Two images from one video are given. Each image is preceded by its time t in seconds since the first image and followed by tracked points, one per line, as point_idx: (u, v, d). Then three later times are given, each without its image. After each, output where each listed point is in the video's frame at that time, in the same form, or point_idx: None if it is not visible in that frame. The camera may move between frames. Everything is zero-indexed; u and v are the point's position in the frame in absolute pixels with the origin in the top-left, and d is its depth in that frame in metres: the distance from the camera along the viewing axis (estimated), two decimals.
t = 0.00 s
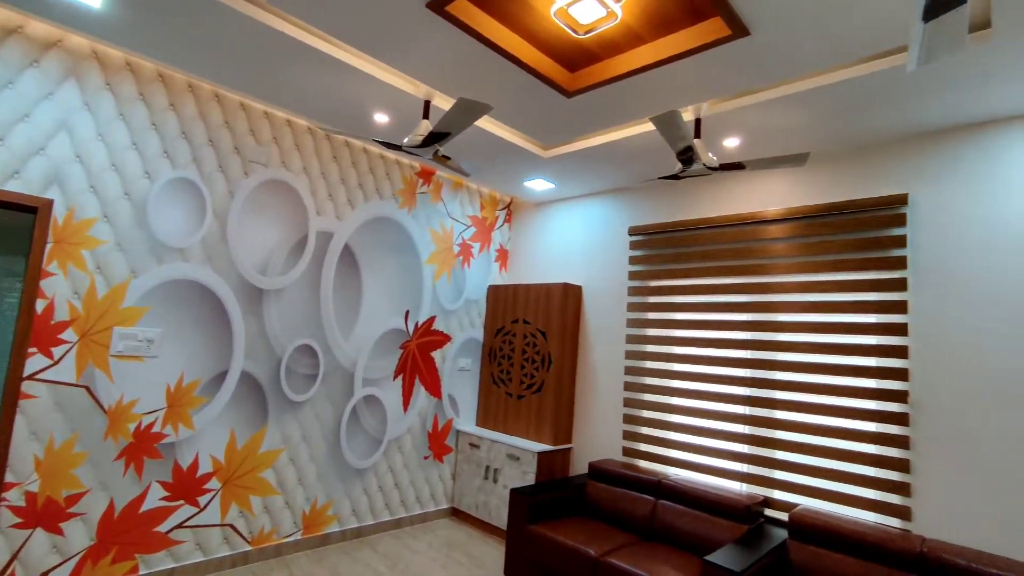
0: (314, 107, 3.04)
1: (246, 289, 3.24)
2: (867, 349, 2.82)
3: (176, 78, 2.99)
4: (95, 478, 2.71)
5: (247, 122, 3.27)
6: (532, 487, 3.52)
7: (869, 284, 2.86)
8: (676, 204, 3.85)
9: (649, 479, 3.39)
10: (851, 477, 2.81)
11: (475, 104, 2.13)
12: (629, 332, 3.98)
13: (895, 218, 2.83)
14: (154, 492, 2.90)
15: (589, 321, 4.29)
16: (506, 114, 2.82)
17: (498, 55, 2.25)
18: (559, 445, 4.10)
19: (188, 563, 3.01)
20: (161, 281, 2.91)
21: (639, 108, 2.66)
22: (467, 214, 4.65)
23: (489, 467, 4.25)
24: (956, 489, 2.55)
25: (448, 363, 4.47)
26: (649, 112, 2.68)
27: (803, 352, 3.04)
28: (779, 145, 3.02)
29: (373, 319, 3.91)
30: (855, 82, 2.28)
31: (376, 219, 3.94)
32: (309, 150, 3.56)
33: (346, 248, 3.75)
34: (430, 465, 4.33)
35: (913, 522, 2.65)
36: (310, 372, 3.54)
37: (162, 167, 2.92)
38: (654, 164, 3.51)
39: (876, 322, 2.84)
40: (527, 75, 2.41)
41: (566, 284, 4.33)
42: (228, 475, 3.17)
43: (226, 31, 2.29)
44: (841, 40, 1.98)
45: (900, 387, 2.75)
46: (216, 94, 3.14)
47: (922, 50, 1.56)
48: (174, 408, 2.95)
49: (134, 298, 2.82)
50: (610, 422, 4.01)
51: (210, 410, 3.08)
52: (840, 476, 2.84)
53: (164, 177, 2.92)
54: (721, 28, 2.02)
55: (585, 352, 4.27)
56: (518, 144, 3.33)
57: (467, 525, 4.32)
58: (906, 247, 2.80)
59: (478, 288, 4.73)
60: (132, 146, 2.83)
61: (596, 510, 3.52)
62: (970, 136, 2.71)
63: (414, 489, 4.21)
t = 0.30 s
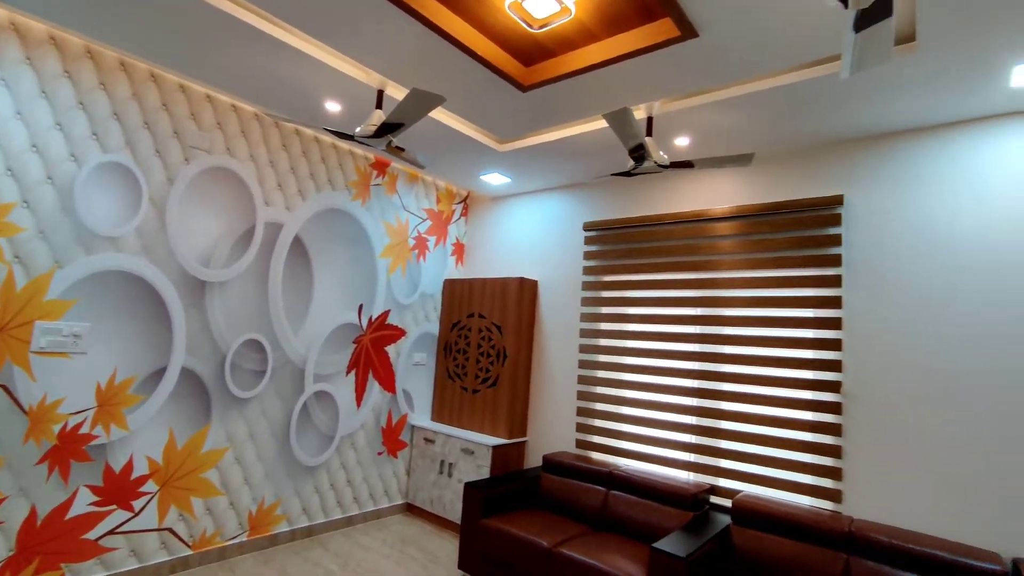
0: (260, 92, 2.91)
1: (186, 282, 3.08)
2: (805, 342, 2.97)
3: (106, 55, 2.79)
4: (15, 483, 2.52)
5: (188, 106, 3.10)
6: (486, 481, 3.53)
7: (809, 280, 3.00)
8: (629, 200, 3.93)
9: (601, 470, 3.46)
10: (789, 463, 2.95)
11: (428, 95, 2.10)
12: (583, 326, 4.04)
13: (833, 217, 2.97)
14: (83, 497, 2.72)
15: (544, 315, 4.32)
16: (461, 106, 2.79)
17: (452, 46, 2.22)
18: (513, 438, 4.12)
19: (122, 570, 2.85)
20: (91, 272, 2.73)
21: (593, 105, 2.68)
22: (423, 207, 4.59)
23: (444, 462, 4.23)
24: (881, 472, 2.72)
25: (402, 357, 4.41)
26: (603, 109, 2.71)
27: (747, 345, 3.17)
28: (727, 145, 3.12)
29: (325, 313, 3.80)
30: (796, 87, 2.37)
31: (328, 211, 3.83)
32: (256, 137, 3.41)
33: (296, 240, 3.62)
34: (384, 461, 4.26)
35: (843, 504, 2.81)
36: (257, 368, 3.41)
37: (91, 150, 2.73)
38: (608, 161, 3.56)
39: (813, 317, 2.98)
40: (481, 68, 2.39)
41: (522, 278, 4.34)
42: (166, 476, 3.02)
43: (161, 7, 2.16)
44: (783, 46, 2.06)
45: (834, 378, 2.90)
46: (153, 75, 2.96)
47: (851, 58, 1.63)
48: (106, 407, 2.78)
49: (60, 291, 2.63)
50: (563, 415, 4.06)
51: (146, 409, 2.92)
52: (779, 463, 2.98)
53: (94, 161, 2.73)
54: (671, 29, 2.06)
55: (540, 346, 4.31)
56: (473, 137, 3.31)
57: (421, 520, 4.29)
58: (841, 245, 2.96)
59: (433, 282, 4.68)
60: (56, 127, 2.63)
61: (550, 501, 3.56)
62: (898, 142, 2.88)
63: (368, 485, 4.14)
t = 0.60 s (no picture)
0: (202, 75, 2.76)
1: (120, 274, 2.90)
2: (749, 336, 3.09)
3: (27, 27, 2.58)
4: None
5: (121, 87, 2.91)
6: (441, 476, 3.51)
7: (753, 276, 3.13)
8: (584, 196, 3.97)
9: (555, 462, 3.50)
10: (734, 452, 3.07)
11: (381, 84, 2.05)
12: (539, 321, 4.07)
13: (777, 216, 3.10)
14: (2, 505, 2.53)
15: (500, 310, 4.32)
16: (416, 97, 2.74)
17: (405, 35, 2.17)
18: (469, 432, 4.11)
19: None
20: (10, 263, 2.53)
21: (549, 101, 2.69)
22: (378, 199, 4.49)
23: (398, 458, 4.18)
24: (817, 459, 2.87)
25: (356, 353, 4.32)
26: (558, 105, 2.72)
27: (696, 338, 3.27)
28: (678, 144, 3.20)
29: (273, 307, 3.67)
30: (742, 90, 2.45)
31: (277, 201, 3.69)
32: (198, 122, 3.24)
33: (242, 231, 3.47)
34: (336, 458, 4.18)
35: (782, 490, 2.94)
36: (200, 364, 3.26)
37: (9, 131, 2.53)
38: (564, 156, 3.59)
39: (757, 311, 3.11)
40: (436, 59, 2.35)
41: (478, 272, 4.33)
42: (98, 480, 2.85)
43: None
44: (731, 50, 2.13)
45: (775, 370, 3.03)
46: (81, 52, 2.76)
47: (791, 61, 1.69)
48: (28, 408, 2.59)
49: None
50: (519, 408, 4.08)
51: (74, 409, 2.74)
52: (725, 452, 3.09)
53: (13, 143, 2.53)
54: (623, 28, 2.08)
55: (496, 341, 4.31)
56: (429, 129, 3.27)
57: (375, 517, 4.24)
58: (783, 243, 3.09)
59: (388, 276, 4.60)
60: None
61: (505, 494, 3.58)
62: (837, 144, 3.01)
63: (319, 483, 4.04)
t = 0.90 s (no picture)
0: (137, 54, 2.60)
1: (45, 265, 2.71)
2: (697, 329, 3.20)
3: None
4: None
5: (45, 63, 2.70)
6: (395, 471, 3.47)
7: (702, 271, 3.23)
8: (540, 190, 3.99)
9: (510, 455, 3.53)
10: (682, 441, 3.17)
11: (332, 71, 1.99)
12: (495, 314, 4.07)
13: (725, 213, 3.21)
14: None
15: (457, 303, 4.30)
16: (368, 85, 2.67)
17: (357, 21, 2.11)
18: (424, 426, 4.09)
19: None
20: None
21: (504, 94, 2.68)
22: (331, 189, 4.37)
23: (352, 454, 4.11)
24: (759, 446, 3.00)
25: (308, 347, 4.20)
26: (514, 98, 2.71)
27: (648, 331, 3.35)
28: (632, 140, 3.26)
29: (219, 300, 3.52)
30: (692, 90, 2.52)
31: (222, 189, 3.53)
32: (133, 104, 3.05)
33: (183, 220, 3.31)
34: (287, 455, 4.06)
35: (727, 476, 3.06)
36: (137, 361, 3.09)
37: None
38: (520, 150, 3.60)
39: (705, 305, 3.21)
40: (389, 47, 2.30)
41: (434, 266, 4.29)
42: (21, 486, 2.66)
43: None
44: (681, 50, 2.18)
45: (721, 361, 3.15)
46: None
47: (737, 61, 1.74)
48: None
49: None
50: (475, 402, 4.08)
51: None
52: (674, 441, 3.19)
53: None
54: (576, 24, 2.10)
55: (452, 335, 4.29)
56: (383, 119, 3.20)
57: (329, 515, 4.16)
58: (730, 239, 3.20)
59: (342, 269, 4.50)
60: None
61: (460, 488, 3.58)
62: (781, 145, 3.14)
63: (269, 482, 3.93)
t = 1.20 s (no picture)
0: (68, 31, 2.44)
1: None
2: (652, 321, 3.28)
3: None
4: None
5: None
6: (352, 466, 3.41)
7: (657, 264, 3.31)
8: (500, 183, 3.99)
9: (469, 447, 3.53)
10: (637, 430, 3.25)
11: (281, 56, 1.93)
12: (454, 307, 4.06)
13: (679, 208, 3.29)
14: None
15: (416, 296, 4.26)
16: (322, 72, 2.60)
17: (308, 5, 2.04)
18: (383, 421, 4.04)
19: None
20: None
21: (462, 86, 2.66)
22: (285, 179, 4.24)
23: (308, 450, 4.02)
24: (709, 434, 3.11)
25: (261, 342, 4.07)
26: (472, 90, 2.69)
27: (605, 324, 3.42)
28: (590, 135, 3.30)
29: (163, 294, 3.36)
30: (647, 86, 2.57)
31: (165, 177, 3.37)
32: (63, 83, 2.86)
33: (122, 209, 3.13)
34: (239, 454, 3.94)
35: (680, 464, 3.16)
36: (71, 358, 2.92)
37: None
38: (479, 143, 3.58)
39: (660, 298, 3.30)
40: (342, 33, 2.24)
41: (393, 258, 4.22)
42: None
43: None
44: (635, 46, 2.21)
45: (675, 352, 3.24)
46: None
47: (688, 59, 1.78)
48: None
49: None
50: (434, 396, 4.06)
51: None
52: (630, 431, 3.27)
53: None
54: (532, 16, 2.10)
55: (411, 328, 4.24)
56: (338, 107, 3.12)
57: (284, 513, 4.06)
58: (684, 234, 3.29)
59: (297, 262, 4.38)
60: None
61: (419, 482, 3.56)
62: (732, 143, 3.24)
63: (219, 482, 3.80)
